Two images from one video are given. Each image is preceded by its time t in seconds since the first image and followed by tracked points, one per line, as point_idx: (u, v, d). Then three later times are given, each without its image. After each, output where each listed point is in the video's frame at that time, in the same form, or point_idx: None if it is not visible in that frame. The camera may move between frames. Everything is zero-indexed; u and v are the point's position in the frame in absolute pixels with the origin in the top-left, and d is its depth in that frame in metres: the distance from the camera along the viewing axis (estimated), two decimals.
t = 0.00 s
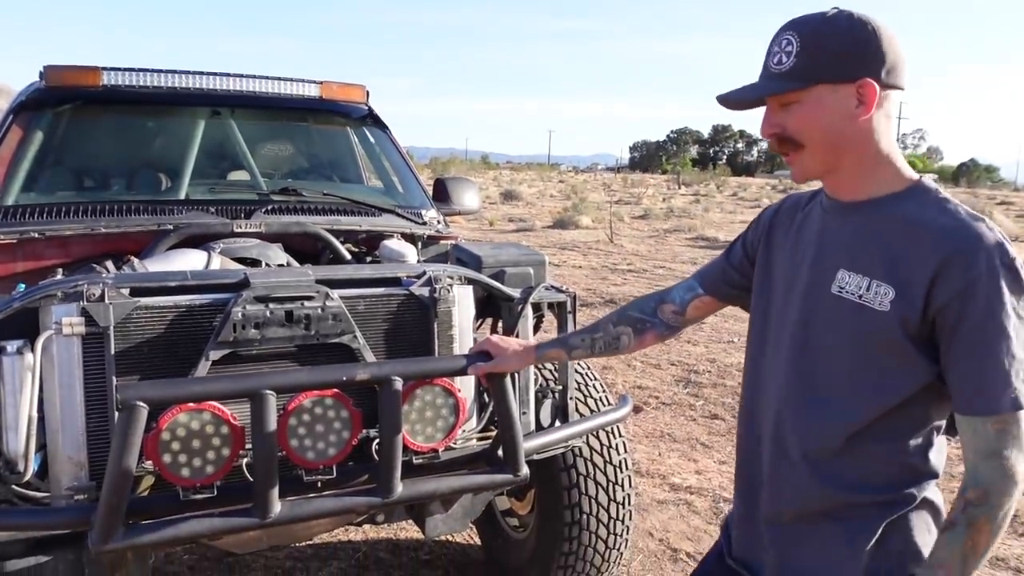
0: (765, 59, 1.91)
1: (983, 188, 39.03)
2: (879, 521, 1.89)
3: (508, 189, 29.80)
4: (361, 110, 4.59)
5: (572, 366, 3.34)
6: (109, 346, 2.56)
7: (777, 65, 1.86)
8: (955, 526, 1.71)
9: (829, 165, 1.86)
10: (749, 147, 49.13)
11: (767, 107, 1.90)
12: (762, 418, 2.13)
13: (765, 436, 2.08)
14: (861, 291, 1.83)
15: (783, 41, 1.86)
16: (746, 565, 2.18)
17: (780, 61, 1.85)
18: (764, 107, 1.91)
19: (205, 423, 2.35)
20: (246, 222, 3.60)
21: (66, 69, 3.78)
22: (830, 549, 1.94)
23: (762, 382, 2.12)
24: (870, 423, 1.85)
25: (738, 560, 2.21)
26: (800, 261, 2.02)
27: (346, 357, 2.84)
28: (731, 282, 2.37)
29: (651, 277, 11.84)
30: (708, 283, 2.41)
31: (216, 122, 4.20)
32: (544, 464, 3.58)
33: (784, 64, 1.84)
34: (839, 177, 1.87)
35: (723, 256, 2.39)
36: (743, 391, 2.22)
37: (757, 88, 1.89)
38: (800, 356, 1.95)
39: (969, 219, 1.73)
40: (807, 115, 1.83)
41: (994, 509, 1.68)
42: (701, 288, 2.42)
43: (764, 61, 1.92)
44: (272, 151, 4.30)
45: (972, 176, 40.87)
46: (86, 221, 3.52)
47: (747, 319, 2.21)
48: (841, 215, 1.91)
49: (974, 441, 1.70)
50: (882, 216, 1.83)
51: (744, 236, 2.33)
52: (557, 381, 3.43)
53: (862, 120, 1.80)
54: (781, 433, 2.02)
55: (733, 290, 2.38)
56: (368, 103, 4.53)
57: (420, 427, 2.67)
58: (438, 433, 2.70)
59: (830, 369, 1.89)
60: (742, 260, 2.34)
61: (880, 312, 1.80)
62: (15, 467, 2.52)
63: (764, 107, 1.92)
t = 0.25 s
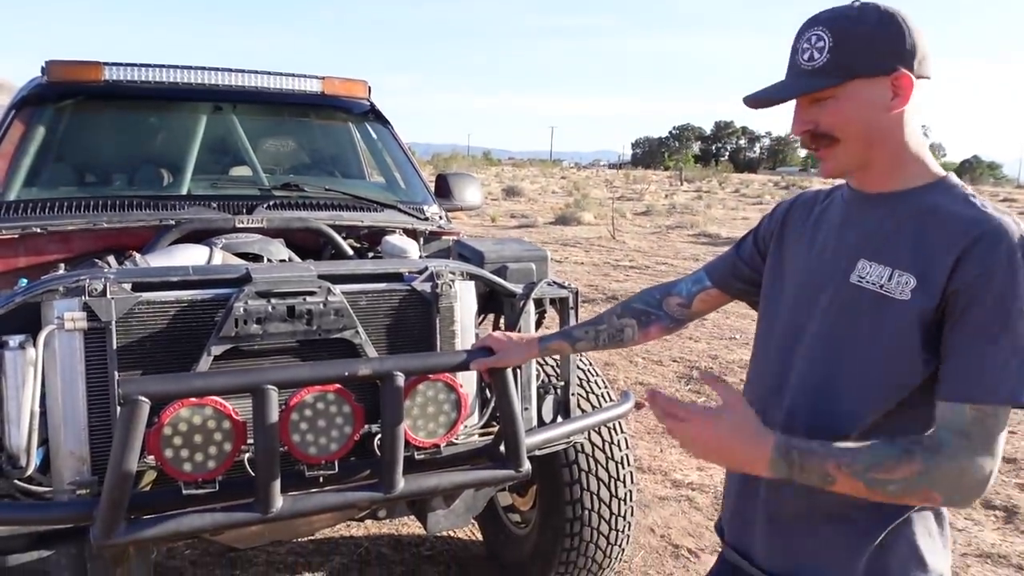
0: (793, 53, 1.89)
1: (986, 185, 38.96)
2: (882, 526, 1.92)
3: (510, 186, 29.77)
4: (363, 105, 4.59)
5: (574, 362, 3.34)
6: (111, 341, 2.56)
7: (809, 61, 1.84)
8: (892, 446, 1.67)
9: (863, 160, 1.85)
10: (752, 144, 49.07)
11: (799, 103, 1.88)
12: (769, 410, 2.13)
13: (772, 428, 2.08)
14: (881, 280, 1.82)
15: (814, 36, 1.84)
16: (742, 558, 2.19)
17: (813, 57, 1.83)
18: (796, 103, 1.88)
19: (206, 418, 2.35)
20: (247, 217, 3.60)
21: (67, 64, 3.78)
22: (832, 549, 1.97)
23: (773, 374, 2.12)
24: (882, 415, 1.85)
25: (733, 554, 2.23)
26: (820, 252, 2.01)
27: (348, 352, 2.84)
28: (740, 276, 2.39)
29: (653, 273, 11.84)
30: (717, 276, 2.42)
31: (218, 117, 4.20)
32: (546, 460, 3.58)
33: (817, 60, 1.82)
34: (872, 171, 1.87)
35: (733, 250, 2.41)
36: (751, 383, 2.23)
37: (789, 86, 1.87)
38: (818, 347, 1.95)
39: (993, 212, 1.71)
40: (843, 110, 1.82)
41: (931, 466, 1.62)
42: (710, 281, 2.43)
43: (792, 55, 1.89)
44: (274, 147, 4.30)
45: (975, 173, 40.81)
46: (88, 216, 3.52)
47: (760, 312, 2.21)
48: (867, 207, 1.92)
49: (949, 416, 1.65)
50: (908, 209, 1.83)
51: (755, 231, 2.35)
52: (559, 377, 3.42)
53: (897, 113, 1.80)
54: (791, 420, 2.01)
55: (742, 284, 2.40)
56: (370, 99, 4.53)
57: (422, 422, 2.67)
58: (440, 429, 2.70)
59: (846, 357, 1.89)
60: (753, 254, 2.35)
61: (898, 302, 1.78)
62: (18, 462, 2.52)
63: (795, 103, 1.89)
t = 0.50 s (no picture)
0: (798, 39, 1.89)
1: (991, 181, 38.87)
2: (887, 524, 1.92)
3: (513, 182, 29.77)
4: (366, 101, 4.60)
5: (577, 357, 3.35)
6: (116, 336, 2.56)
7: (814, 46, 1.84)
8: (852, 439, 1.68)
9: (864, 148, 1.86)
10: (756, 140, 49.00)
11: (802, 88, 1.89)
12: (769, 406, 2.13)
13: (773, 424, 2.08)
14: (876, 275, 1.83)
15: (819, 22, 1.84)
16: (747, 556, 2.19)
17: (819, 42, 1.83)
18: (799, 89, 1.89)
19: (211, 412, 2.35)
20: (251, 213, 3.61)
21: (70, 61, 3.79)
22: (837, 547, 1.97)
23: (773, 370, 2.12)
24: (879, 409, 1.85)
25: (738, 552, 2.23)
26: (819, 247, 2.01)
27: (351, 347, 2.84)
28: (743, 273, 2.39)
29: (657, 269, 11.84)
30: (719, 274, 2.42)
31: (222, 113, 4.21)
32: (549, 456, 3.59)
33: (823, 45, 1.82)
34: (872, 160, 1.88)
35: (735, 247, 2.41)
36: (754, 380, 2.23)
37: (793, 70, 1.87)
38: (816, 342, 1.95)
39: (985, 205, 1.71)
40: (846, 97, 1.82)
41: (889, 460, 1.63)
42: (711, 279, 2.43)
43: (797, 41, 1.90)
44: (278, 143, 4.29)
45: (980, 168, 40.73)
46: (92, 212, 3.53)
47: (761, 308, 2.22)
48: (865, 201, 1.92)
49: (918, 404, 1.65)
50: (904, 203, 1.83)
51: (756, 228, 2.36)
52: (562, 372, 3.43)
53: (899, 103, 1.81)
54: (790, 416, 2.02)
55: (744, 281, 2.39)
56: (373, 95, 4.54)
57: (425, 417, 2.68)
58: (443, 423, 2.70)
59: (843, 352, 1.89)
60: (754, 251, 2.35)
61: (892, 296, 1.78)
62: (23, 457, 2.54)
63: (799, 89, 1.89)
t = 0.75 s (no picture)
0: (792, 38, 1.90)
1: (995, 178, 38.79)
2: (891, 518, 1.93)
3: (517, 178, 29.76)
4: (370, 96, 4.61)
5: (580, 352, 3.36)
6: (122, 330, 2.58)
7: (807, 45, 1.85)
8: (880, 446, 1.67)
9: (860, 144, 1.86)
10: (759, 136, 48.93)
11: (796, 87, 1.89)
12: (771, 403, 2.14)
13: (775, 420, 2.09)
14: (880, 272, 1.84)
15: (812, 21, 1.85)
16: (750, 552, 2.20)
17: (812, 41, 1.84)
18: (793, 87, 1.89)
19: (216, 405, 2.37)
20: (256, 208, 3.62)
21: (77, 56, 3.80)
22: (840, 541, 1.98)
23: (775, 367, 2.13)
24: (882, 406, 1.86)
25: (742, 548, 2.23)
26: (821, 244, 2.02)
27: (356, 341, 2.86)
28: (744, 268, 2.41)
29: (660, 266, 11.84)
30: (722, 269, 2.43)
31: (227, 108, 4.22)
32: (552, 450, 3.60)
33: (817, 43, 1.83)
34: (868, 156, 1.88)
35: (736, 242, 2.43)
36: (755, 376, 2.24)
37: (786, 68, 1.87)
38: (819, 339, 1.96)
39: (989, 201, 1.72)
40: (841, 95, 1.83)
41: (919, 465, 1.62)
42: (714, 275, 2.44)
43: (791, 40, 1.90)
44: (282, 138, 4.32)
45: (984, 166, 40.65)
46: (97, 206, 3.54)
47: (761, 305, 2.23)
48: (865, 198, 1.93)
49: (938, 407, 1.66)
50: (906, 199, 1.85)
51: (759, 224, 2.37)
52: (565, 367, 3.44)
53: (894, 100, 1.81)
54: (792, 413, 2.03)
55: (745, 276, 2.41)
56: (377, 90, 4.55)
57: (429, 411, 2.69)
58: (447, 417, 2.71)
59: (845, 349, 1.90)
60: (756, 246, 2.38)
61: (896, 294, 1.79)
62: (30, 449, 2.56)
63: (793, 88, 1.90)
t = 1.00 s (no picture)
0: (816, 27, 1.91)
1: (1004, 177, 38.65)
2: (902, 516, 1.94)
3: (523, 175, 29.74)
4: (377, 92, 4.62)
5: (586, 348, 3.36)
6: (129, 323, 2.59)
7: (832, 34, 1.85)
8: (909, 449, 1.65)
9: (876, 137, 1.87)
10: (767, 134, 48.82)
11: (817, 76, 1.90)
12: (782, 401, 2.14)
13: (786, 419, 2.09)
14: (898, 270, 1.84)
15: (837, 11, 1.86)
16: (760, 550, 2.19)
17: (836, 30, 1.85)
18: (815, 76, 1.90)
19: (223, 398, 2.38)
20: (263, 203, 3.63)
21: (85, 51, 3.81)
22: (853, 538, 1.98)
23: (786, 365, 2.13)
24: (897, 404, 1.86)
25: (751, 546, 2.22)
26: (835, 242, 2.02)
27: (362, 336, 2.86)
28: (752, 265, 2.40)
29: (666, 263, 11.82)
30: (728, 266, 2.43)
31: (234, 104, 4.22)
32: (558, 446, 3.60)
33: (841, 32, 1.84)
34: (884, 150, 1.88)
35: (744, 240, 2.41)
36: (763, 375, 2.24)
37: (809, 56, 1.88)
38: (833, 337, 1.96)
39: (1009, 200, 1.73)
40: (862, 86, 1.83)
41: (950, 466, 1.61)
42: (721, 271, 2.44)
43: (815, 30, 1.91)
44: (289, 134, 4.31)
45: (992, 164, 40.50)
46: (105, 201, 3.56)
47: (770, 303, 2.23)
48: (879, 196, 1.93)
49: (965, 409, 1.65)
50: (923, 197, 1.85)
51: (766, 220, 2.36)
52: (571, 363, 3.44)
53: (914, 95, 1.82)
54: (804, 411, 2.02)
55: (753, 273, 2.40)
56: (383, 86, 4.56)
57: (435, 405, 2.69)
58: (452, 412, 2.72)
59: (860, 348, 1.90)
60: (764, 244, 2.36)
61: (915, 292, 1.79)
62: (37, 441, 2.58)
63: (814, 77, 1.91)
